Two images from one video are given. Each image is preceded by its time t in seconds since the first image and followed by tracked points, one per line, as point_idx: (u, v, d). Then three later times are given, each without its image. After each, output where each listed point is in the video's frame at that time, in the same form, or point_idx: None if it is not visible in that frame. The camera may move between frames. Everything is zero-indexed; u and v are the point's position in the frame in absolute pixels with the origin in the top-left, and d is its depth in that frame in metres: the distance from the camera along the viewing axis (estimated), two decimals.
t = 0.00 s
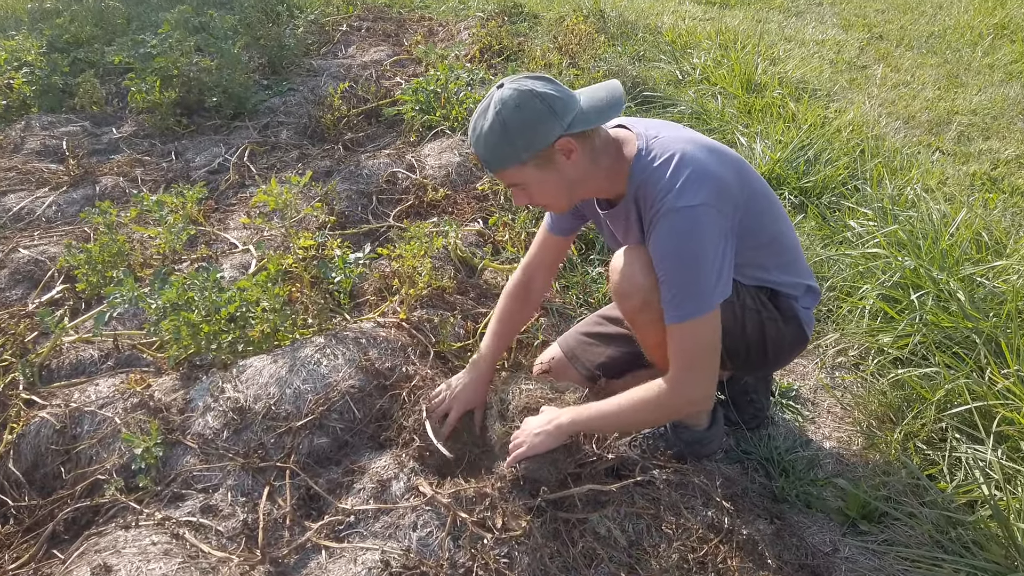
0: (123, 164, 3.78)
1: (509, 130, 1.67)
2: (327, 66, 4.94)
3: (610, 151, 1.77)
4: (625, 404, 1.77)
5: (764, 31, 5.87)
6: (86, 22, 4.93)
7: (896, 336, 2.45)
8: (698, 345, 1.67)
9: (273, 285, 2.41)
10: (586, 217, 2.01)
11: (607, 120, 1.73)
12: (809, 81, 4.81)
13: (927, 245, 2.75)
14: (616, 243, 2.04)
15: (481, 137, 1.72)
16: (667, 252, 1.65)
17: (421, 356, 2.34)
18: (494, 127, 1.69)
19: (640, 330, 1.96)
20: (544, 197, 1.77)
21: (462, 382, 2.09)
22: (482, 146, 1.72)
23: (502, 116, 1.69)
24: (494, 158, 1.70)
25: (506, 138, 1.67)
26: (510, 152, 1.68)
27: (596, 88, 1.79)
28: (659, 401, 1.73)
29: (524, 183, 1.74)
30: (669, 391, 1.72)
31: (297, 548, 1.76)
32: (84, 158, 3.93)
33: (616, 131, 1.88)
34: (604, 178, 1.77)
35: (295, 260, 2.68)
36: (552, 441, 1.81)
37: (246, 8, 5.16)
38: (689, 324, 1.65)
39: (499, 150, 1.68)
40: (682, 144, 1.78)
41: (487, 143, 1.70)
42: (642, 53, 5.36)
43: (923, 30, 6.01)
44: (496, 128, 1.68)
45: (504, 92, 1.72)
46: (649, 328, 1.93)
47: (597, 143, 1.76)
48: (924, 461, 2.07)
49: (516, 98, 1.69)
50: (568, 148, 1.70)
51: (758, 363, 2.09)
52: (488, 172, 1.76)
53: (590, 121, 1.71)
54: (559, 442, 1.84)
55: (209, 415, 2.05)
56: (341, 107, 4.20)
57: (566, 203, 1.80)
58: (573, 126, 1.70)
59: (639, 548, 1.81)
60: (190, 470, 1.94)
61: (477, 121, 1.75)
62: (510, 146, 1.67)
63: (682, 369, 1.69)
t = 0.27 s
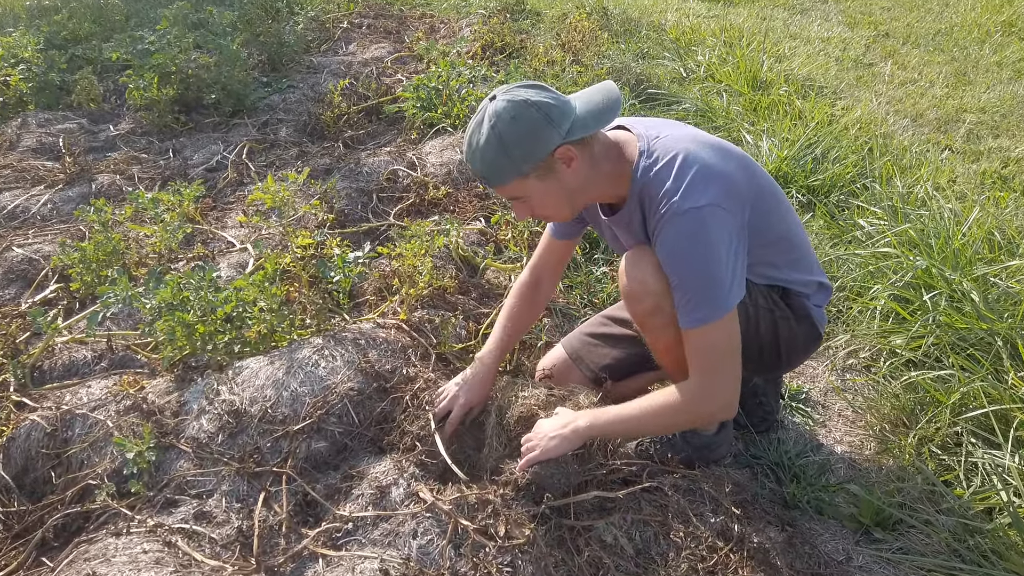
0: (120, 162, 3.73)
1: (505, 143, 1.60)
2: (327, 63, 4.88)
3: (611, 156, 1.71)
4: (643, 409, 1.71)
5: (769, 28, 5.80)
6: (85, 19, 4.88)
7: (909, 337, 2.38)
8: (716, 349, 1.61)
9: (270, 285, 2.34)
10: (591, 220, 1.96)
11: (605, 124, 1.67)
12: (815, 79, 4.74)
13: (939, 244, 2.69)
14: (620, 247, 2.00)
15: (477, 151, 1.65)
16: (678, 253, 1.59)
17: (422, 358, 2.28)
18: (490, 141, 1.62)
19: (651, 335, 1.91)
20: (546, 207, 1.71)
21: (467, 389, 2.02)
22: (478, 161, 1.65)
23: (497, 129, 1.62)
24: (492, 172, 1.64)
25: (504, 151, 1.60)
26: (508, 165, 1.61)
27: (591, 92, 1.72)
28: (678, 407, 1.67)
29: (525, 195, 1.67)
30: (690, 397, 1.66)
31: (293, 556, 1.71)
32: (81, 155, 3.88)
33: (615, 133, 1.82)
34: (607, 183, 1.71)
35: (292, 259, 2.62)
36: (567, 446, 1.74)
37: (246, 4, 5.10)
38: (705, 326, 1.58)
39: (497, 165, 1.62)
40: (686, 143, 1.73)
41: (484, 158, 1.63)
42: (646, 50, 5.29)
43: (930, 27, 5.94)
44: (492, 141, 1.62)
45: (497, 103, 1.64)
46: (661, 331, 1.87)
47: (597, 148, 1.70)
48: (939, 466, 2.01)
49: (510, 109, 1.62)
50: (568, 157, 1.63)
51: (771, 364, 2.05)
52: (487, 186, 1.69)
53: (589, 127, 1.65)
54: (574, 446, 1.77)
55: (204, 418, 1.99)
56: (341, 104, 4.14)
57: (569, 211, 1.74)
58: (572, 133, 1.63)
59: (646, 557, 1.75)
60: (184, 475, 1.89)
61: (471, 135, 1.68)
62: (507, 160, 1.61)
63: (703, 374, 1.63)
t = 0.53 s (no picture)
0: (109, 155, 3.65)
1: (501, 141, 1.54)
2: (322, 56, 4.80)
3: (611, 152, 1.65)
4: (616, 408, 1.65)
5: (769, 22, 5.73)
6: (74, 9, 4.77)
7: (918, 336, 2.33)
8: (698, 354, 1.55)
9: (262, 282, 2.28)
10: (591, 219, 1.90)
11: (605, 120, 1.60)
12: (817, 73, 4.68)
13: (947, 241, 2.63)
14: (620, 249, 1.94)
15: (472, 149, 1.58)
16: (672, 252, 1.52)
17: (417, 357, 2.21)
18: (485, 140, 1.55)
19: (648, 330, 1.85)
20: (545, 208, 1.64)
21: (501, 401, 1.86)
22: (473, 161, 1.59)
23: (492, 126, 1.55)
24: (488, 172, 1.57)
25: (500, 150, 1.54)
26: (504, 165, 1.55)
27: (589, 86, 1.65)
28: (652, 408, 1.61)
29: (522, 195, 1.61)
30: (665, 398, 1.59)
31: (283, 565, 1.64)
32: (69, 148, 3.79)
33: (615, 126, 1.74)
34: (608, 179, 1.65)
35: (284, 255, 2.55)
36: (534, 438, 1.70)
37: None
38: (690, 330, 1.53)
39: (493, 164, 1.55)
40: (690, 137, 1.66)
41: (480, 157, 1.56)
42: (645, 44, 5.22)
43: (931, 21, 5.88)
44: (488, 140, 1.55)
45: (492, 100, 1.57)
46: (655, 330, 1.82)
47: (597, 144, 1.63)
48: (950, 470, 1.95)
49: (505, 106, 1.55)
50: (567, 154, 1.57)
51: (776, 365, 1.98)
52: (483, 186, 1.62)
53: (588, 122, 1.58)
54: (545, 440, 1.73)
55: (192, 420, 1.92)
56: (336, 96, 4.05)
57: (570, 211, 1.68)
58: (570, 129, 1.57)
59: (650, 565, 1.68)
60: (171, 479, 1.82)
61: (465, 134, 1.62)
62: (504, 158, 1.54)
63: (679, 375, 1.57)
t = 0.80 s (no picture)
0: (97, 146, 3.55)
1: (501, 139, 1.45)
2: (316, 44, 4.69)
3: (615, 148, 1.56)
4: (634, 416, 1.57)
5: (773, 11, 5.63)
6: None
7: (931, 335, 2.26)
8: (715, 354, 1.46)
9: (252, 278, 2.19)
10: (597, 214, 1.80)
11: (609, 115, 1.52)
12: (822, 64, 4.59)
13: (960, 238, 2.55)
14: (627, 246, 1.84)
15: (469, 147, 1.50)
16: (685, 247, 1.45)
17: (415, 357, 2.13)
18: (484, 138, 1.47)
19: (659, 335, 1.77)
20: (547, 207, 1.56)
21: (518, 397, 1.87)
22: (471, 160, 1.50)
23: (491, 124, 1.46)
24: (487, 172, 1.48)
25: (500, 149, 1.45)
26: (504, 164, 1.46)
27: (592, 79, 1.56)
28: (671, 414, 1.53)
29: (523, 195, 1.53)
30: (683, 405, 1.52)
31: None
32: (56, 138, 3.69)
33: (620, 117, 1.66)
34: (611, 178, 1.57)
35: (277, 250, 2.46)
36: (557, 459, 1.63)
37: None
38: (705, 329, 1.44)
39: (492, 164, 1.47)
40: (699, 127, 1.58)
41: (478, 157, 1.47)
42: (647, 33, 5.12)
43: (937, 11, 5.78)
44: (486, 138, 1.46)
45: (490, 96, 1.49)
46: (667, 332, 1.73)
47: (601, 140, 1.54)
48: (966, 475, 1.88)
49: (505, 102, 1.46)
50: (570, 153, 1.48)
51: (789, 366, 1.91)
52: (481, 186, 1.54)
53: (591, 118, 1.50)
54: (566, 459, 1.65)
55: (180, 423, 1.85)
56: (331, 86, 3.95)
57: (572, 210, 1.60)
58: (573, 126, 1.48)
59: None
60: (157, 485, 1.74)
61: (462, 131, 1.53)
62: (504, 158, 1.45)
63: (696, 378, 1.49)
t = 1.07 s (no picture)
0: (87, 137, 3.47)
1: (504, 144, 1.38)
2: (311, 33, 4.60)
3: (621, 149, 1.50)
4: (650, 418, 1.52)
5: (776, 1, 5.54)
6: None
7: (940, 335, 2.20)
8: (730, 353, 1.40)
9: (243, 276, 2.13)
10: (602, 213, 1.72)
11: (615, 115, 1.45)
12: (825, 55, 4.52)
13: (969, 234, 2.49)
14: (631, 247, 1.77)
15: (471, 153, 1.43)
16: (699, 245, 1.39)
17: (411, 357, 2.07)
18: (486, 143, 1.40)
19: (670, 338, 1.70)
20: (552, 213, 1.49)
21: (491, 407, 1.78)
22: (473, 166, 1.43)
23: (494, 128, 1.39)
24: (491, 178, 1.42)
25: (503, 154, 1.38)
26: (508, 171, 1.40)
27: (596, 77, 1.49)
28: (687, 415, 1.47)
29: (527, 201, 1.46)
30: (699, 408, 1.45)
31: None
32: (46, 130, 3.61)
33: (623, 114, 1.59)
34: (617, 180, 1.51)
35: (269, 245, 2.40)
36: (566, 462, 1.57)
37: None
38: (720, 327, 1.38)
39: (496, 170, 1.40)
40: (707, 121, 1.52)
41: (481, 163, 1.41)
42: (648, 23, 5.04)
43: (942, 2, 5.70)
44: (489, 144, 1.40)
45: (491, 98, 1.42)
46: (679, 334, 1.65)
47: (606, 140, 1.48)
48: (978, 480, 1.82)
49: (507, 105, 1.39)
50: (576, 156, 1.42)
51: (800, 365, 1.85)
52: (484, 193, 1.47)
53: (597, 119, 1.43)
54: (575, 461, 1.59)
55: (167, 426, 1.79)
56: (326, 76, 3.86)
57: (578, 214, 1.53)
58: (578, 128, 1.41)
59: None
60: (143, 491, 1.69)
61: (463, 135, 1.46)
62: (508, 164, 1.39)
63: (712, 380, 1.42)
